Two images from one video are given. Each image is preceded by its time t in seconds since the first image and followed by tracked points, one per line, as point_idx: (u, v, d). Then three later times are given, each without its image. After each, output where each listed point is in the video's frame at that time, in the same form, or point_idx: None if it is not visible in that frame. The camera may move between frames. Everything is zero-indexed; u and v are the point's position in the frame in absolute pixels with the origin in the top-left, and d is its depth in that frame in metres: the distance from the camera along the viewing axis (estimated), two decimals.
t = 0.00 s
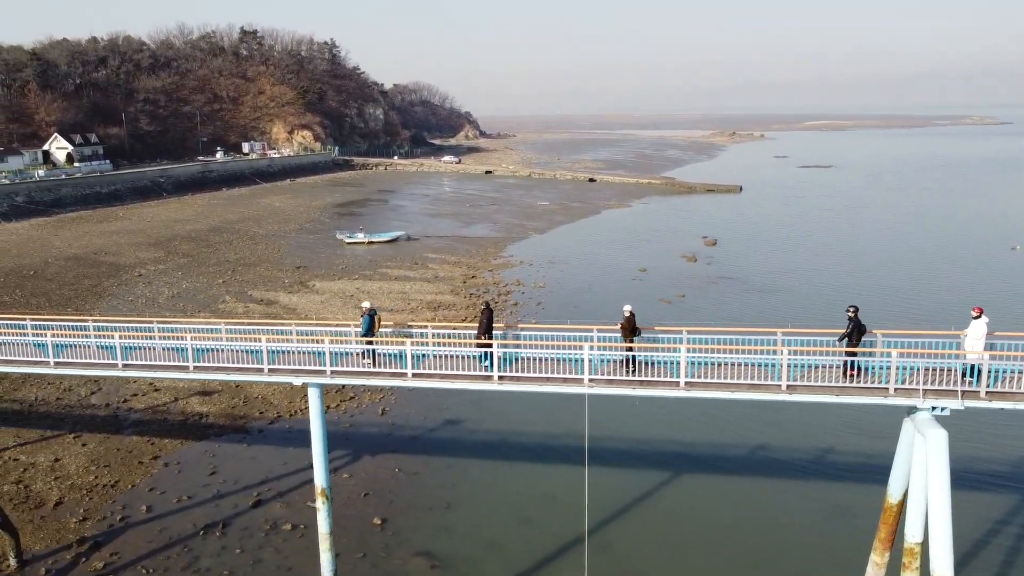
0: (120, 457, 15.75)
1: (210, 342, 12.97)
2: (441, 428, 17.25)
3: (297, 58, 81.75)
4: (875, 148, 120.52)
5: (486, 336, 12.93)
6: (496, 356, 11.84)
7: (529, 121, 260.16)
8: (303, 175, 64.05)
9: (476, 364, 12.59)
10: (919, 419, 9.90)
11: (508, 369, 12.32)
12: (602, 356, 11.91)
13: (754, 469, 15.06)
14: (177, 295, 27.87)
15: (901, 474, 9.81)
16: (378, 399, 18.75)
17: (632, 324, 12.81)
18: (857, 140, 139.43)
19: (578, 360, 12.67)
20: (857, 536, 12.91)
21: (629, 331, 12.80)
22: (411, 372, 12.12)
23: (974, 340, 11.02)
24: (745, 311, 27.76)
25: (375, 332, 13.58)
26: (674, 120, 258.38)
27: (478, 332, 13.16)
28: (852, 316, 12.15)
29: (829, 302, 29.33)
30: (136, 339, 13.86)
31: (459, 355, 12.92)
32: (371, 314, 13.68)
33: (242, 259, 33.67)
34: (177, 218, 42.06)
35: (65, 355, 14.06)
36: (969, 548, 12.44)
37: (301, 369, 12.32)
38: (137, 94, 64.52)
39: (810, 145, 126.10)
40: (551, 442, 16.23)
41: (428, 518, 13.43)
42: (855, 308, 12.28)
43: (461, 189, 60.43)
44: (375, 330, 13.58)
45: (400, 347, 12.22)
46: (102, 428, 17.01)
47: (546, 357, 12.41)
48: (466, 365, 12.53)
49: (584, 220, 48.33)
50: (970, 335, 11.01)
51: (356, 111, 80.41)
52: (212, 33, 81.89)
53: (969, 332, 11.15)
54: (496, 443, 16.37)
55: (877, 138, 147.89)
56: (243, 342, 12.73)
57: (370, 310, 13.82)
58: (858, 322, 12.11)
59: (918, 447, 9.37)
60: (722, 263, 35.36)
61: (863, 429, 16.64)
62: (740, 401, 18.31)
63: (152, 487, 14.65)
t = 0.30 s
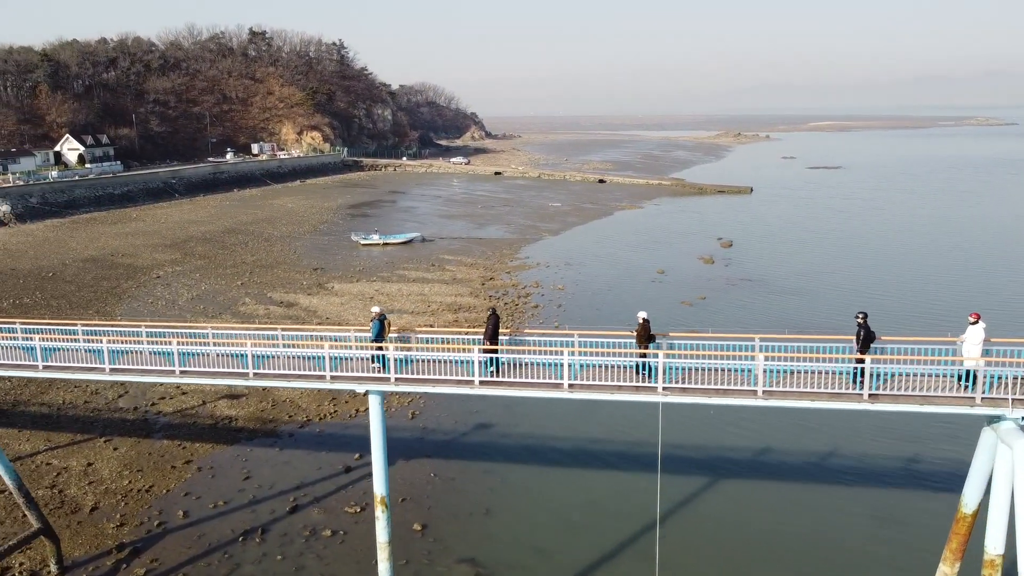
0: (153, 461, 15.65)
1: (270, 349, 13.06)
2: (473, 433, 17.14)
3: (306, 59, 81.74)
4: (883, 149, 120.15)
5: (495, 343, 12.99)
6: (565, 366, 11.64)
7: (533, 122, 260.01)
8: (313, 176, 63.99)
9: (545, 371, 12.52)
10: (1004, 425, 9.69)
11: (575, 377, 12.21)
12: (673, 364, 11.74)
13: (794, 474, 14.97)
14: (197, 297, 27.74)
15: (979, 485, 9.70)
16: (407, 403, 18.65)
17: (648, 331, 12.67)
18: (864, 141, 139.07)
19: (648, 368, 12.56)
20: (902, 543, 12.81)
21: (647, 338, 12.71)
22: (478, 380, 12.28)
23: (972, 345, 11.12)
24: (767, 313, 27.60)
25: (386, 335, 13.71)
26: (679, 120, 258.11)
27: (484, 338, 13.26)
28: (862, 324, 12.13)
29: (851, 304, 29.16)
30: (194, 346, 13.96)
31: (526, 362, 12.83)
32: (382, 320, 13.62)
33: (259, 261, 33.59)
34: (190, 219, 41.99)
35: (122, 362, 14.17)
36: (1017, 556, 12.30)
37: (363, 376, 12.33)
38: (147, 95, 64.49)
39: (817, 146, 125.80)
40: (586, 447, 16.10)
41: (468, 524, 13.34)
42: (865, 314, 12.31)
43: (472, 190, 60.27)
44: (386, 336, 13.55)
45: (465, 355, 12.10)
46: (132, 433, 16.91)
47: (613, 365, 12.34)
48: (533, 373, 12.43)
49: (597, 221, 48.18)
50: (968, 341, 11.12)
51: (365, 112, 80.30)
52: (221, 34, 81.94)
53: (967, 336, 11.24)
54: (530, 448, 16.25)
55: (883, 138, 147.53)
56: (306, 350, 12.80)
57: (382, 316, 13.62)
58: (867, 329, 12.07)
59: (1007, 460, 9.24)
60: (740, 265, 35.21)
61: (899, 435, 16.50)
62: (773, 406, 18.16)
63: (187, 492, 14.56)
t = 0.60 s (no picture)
0: (179, 462, 15.56)
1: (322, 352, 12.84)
2: (498, 433, 17.02)
3: (310, 57, 81.61)
4: (887, 147, 119.95)
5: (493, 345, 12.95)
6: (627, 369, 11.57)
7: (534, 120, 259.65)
8: (319, 174, 63.82)
9: (605, 375, 12.33)
10: None
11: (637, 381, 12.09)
12: (738, 368, 11.65)
13: (826, 476, 14.88)
14: (211, 296, 27.61)
15: None
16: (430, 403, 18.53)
17: (648, 334, 12.74)
18: (866, 139, 138.81)
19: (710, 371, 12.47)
20: (940, 547, 12.73)
21: (645, 341, 12.72)
22: (536, 383, 11.87)
23: (962, 346, 11.34)
24: (784, 312, 27.50)
25: (387, 337, 14.00)
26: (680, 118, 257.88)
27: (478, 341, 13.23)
28: (857, 324, 12.40)
29: (867, 304, 29.09)
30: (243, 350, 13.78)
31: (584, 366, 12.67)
32: (383, 319, 13.98)
33: (271, 260, 33.46)
34: (200, 217, 41.85)
35: (168, 364, 13.88)
36: None
37: (420, 380, 12.13)
38: (152, 94, 64.34)
39: (820, 144, 125.58)
40: (615, 448, 15.99)
41: (502, 525, 13.23)
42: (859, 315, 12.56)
43: (479, 188, 60.09)
44: (388, 338, 13.89)
45: (525, 358, 12.01)
46: (156, 433, 16.81)
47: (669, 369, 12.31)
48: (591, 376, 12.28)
49: (606, 220, 48.06)
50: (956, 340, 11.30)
51: (369, 110, 80.15)
52: (226, 32, 81.81)
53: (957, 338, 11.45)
54: (558, 449, 16.14)
55: (886, 136, 147.24)
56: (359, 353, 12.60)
57: (385, 317, 13.91)
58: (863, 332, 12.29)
59: None
60: (753, 264, 35.13)
61: (929, 437, 16.40)
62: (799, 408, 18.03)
63: (215, 493, 14.45)
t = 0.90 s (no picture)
0: (198, 463, 15.39)
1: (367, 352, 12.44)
2: (519, 433, 16.89)
3: (310, 54, 81.35)
4: (885, 145, 120.03)
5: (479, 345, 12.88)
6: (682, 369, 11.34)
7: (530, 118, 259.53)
8: (319, 172, 63.58)
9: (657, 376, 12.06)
10: None
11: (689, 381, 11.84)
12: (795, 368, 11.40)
13: (852, 476, 14.78)
14: (219, 295, 27.42)
15: None
16: (448, 403, 18.41)
17: (633, 333, 12.54)
18: (863, 137, 138.90)
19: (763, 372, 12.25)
20: (972, 546, 12.67)
21: (630, 341, 12.54)
22: (587, 385, 11.67)
23: (949, 345, 11.82)
24: (796, 311, 27.41)
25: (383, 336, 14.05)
26: (677, 116, 257.58)
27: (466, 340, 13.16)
28: (840, 323, 12.63)
29: (878, 303, 29.03)
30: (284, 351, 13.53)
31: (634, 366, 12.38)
32: (378, 319, 13.98)
33: (277, 258, 33.26)
34: (204, 216, 41.63)
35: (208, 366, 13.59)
36: None
37: (465, 381, 11.91)
38: (152, 91, 64.06)
39: (818, 142, 125.64)
40: (638, 448, 15.87)
41: (530, 526, 13.13)
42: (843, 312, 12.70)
43: (481, 186, 59.91)
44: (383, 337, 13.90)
45: (577, 358, 11.85)
46: (173, 434, 16.64)
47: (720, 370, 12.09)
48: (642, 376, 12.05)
49: (610, 218, 47.95)
50: (944, 338, 11.78)
51: (369, 108, 79.88)
52: (225, 29, 81.52)
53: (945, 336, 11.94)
54: (580, 449, 16.00)
55: (884, 134, 147.36)
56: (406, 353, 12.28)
57: (379, 316, 13.97)
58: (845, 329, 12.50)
59: None
60: (761, 262, 35.09)
61: (953, 436, 16.33)
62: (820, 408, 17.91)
63: (237, 495, 14.30)
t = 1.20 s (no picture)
0: (216, 464, 15.26)
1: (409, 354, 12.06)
2: (537, 433, 16.80)
3: (307, 53, 81.08)
4: (880, 143, 120.26)
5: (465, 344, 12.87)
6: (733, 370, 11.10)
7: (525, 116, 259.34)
8: (318, 171, 63.34)
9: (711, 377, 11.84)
10: None
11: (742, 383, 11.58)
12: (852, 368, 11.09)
13: (875, 475, 14.75)
14: (226, 295, 27.25)
15: None
16: (464, 403, 18.31)
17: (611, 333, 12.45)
18: (858, 135, 139.09)
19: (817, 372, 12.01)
20: (997, 544, 12.66)
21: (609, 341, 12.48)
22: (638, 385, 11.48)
23: (934, 343, 11.50)
24: (804, 309, 27.40)
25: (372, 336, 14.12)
26: (671, 114, 258.03)
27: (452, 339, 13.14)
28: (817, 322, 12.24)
29: (885, 301, 29.04)
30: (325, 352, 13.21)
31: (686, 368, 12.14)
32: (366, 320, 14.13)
33: (282, 257, 33.08)
34: (206, 214, 41.38)
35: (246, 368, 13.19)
36: None
37: (513, 383, 11.64)
38: (149, 89, 63.77)
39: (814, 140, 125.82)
40: (659, 448, 15.82)
41: (555, 527, 13.06)
42: (820, 312, 12.35)
43: (481, 184, 59.82)
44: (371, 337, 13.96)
45: (623, 359, 11.68)
46: (189, 435, 16.49)
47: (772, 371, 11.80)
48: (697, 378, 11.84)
49: (612, 216, 47.90)
50: (930, 336, 11.48)
51: (367, 106, 79.63)
52: (222, 27, 81.18)
53: (931, 335, 11.65)
54: (600, 447, 15.94)
55: (879, 132, 147.60)
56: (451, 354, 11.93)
57: (367, 318, 14.10)
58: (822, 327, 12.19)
59: None
60: (766, 260, 35.07)
61: (971, 436, 16.33)
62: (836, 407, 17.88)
63: (257, 496, 14.17)
